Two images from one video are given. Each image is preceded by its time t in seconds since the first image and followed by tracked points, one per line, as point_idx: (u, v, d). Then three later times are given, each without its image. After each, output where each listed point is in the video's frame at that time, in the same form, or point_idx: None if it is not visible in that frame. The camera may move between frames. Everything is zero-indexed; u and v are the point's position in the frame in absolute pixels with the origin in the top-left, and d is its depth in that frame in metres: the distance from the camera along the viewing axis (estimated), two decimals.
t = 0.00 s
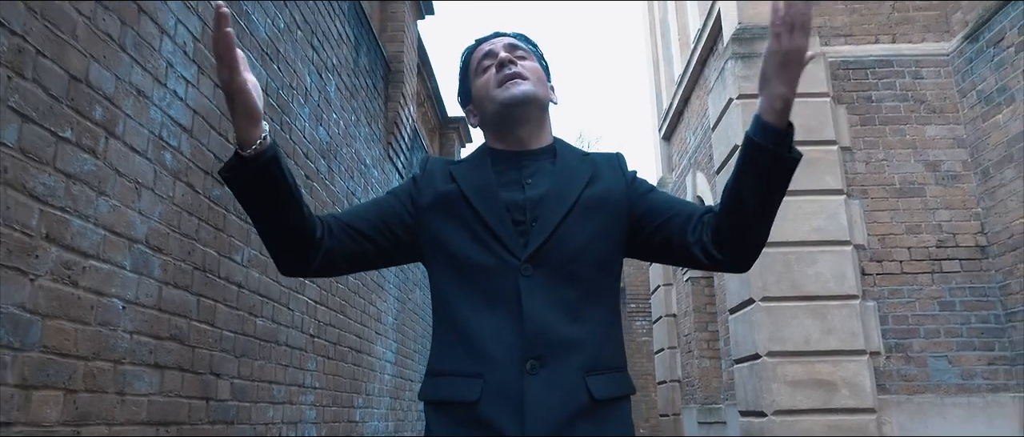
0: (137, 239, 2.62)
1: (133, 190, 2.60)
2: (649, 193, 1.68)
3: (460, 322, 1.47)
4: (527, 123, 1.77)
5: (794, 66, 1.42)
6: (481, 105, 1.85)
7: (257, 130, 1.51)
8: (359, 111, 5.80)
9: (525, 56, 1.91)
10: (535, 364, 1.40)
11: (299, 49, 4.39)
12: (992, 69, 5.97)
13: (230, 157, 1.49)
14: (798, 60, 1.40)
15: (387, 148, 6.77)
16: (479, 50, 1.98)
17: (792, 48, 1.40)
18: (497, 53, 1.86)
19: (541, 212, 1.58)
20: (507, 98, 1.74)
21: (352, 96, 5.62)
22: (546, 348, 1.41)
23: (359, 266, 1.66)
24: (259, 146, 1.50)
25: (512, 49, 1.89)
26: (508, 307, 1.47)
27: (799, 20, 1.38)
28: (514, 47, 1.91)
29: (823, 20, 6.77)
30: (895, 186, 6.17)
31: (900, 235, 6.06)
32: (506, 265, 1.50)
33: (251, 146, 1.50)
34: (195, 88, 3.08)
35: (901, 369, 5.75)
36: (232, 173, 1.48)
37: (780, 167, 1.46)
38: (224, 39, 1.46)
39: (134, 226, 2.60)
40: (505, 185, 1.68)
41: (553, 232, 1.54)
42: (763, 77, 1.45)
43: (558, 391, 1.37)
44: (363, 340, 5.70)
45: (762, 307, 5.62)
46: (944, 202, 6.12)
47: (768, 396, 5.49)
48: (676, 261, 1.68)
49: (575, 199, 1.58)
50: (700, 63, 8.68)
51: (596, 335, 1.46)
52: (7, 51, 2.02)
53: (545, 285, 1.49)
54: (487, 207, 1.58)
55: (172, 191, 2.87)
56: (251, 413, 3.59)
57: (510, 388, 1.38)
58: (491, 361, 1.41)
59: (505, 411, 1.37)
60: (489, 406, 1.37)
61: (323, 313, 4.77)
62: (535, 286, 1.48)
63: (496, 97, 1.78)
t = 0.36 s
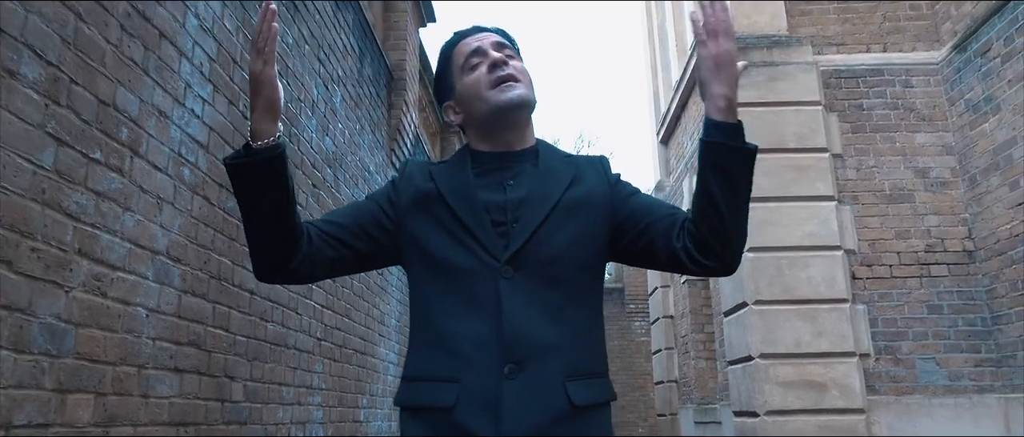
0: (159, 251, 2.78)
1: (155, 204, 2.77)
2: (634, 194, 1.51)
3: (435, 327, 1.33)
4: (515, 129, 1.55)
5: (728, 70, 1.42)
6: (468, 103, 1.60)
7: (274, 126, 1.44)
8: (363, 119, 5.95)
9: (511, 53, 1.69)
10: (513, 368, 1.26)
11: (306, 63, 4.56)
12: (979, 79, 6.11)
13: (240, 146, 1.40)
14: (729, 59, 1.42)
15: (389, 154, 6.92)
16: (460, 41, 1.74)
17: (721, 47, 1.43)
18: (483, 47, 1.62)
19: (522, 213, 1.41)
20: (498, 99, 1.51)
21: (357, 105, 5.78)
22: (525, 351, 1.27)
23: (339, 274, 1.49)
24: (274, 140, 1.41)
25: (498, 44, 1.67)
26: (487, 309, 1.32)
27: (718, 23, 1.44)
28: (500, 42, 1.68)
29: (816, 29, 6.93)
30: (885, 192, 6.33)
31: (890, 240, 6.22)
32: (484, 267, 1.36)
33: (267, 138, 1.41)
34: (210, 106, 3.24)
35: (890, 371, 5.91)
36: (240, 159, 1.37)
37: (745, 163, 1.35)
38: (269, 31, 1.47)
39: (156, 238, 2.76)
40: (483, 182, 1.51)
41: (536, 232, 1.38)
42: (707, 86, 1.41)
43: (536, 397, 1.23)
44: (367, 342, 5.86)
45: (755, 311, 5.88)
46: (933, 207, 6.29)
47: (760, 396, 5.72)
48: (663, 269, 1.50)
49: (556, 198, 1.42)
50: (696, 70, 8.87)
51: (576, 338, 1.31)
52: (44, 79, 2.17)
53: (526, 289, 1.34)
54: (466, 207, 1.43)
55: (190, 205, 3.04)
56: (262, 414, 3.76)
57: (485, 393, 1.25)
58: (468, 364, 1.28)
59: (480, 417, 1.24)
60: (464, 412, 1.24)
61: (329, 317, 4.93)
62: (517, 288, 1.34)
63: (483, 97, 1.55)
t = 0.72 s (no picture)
0: (181, 263, 2.98)
1: (177, 219, 2.96)
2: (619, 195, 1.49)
3: (406, 320, 1.31)
4: (495, 121, 1.53)
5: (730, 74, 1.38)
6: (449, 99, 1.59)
7: (250, 115, 1.35)
8: (367, 129, 6.15)
9: (498, 46, 1.66)
10: (483, 364, 1.25)
11: (314, 78, 4.76)
12: (965, 89, 6.28)
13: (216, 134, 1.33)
14: (735, 63, 1.37)
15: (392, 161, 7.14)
16: (450, 33, 1.72)
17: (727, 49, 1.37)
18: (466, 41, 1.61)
19: (501, 209, 1.39)
20: (476, 94, 1.49)
21: (361, 115, 5.98)
22: (497, 347, 1.25)
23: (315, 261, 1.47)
24: (250, 128, 1.33)
25: (484, 37, 1.65)
26: (460, 303, 1.30)
27: (725, 25, 1.39)
28: (487, 36, 1.66)
29: (808, 39, 7.13)
30: (873, 198, 6.53)
31: (878, 245, 6.42)
32: (461, 260, 1.33)
33: (242, 126, 1.34)
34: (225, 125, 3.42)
35: (878, 372, 6.11)
36: (213, 146, 1.30)
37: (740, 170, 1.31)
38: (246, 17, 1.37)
39: (178, 251, 2.96)
40: (464, 174, 1.49)
41: (515, 229, 1.36)
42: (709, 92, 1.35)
43: (505, 394, 1.22)
44: (372, 345, 6.07)
45: (747, 314, 6.07)
46: (920, 213, 6.48)
47: (752, 397, 5.90)
48: (644, 270, 1.49)
49: (539, 195, 1.40)
50: (693, 77, 9.05)
51: (548, 336, 1.28)
52: (81, 110, 2.36)
53: (501, 285, 1.31)
54: (446, 199, 1.41)
55: (210, 219, 3.24)
56: (274, 415, 3.96)
57: (454, 387, 1.24)
58: (440, 358, 1.26)
59: (449, 409, 1.22)
60: (435, 406, 1.22)
61: (336, 321, 5.13)
62: (492, 284, 1.31)
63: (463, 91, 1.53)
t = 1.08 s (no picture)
0: (193, 274, 3.15)
1: (190, 233, 3.13)
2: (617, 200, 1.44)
3: (403, 328, 1.25)
4: (491, 124, 1.50)
5: (740, 81, 1.30)
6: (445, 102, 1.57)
7: (241, 123, 1.29)
8: (368, 138, 6.32)
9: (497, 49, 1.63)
10: (486, 372, 1.19)
11: (318, 91, 4.93)
12: (950, 98, 6.43)
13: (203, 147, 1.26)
14: (745, 68, 1.28)
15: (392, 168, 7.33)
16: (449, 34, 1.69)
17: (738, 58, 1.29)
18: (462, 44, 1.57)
19: (500, 214, 1.34)
20: (469, 97, 1.46)
21: (363, 124, 6.15)
22: (499, 354, 1.19)
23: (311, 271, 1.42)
24: (240, 136, 1.27)
25: (482, 41, 1.62)
26: (460, 309, 1.24)
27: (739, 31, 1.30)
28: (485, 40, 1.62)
29: (799, 48, 7.29)
30: (862, 204, 6.70)
31: (867, 250, 6.59)
32: (458, 265, 1.28)
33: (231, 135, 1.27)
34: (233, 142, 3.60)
35: (866, 374, 6.28)
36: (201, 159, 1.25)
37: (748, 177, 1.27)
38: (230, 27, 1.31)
39: (191, 263, 3.13)
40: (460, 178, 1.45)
41: (514, 234, 1.32)
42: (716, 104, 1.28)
43: (509, 404, 1.15)
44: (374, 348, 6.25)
45: (738, 317, 6.23)
46: (908, 219, 6.65)
47: (743, 398, 6.06)
48: (642, 277, 1.44)
49: (538, 198, 1.36)
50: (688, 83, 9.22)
51: (553, 343, 1.23)
52: (104, 134, 2.54)
53: (501, 291, 1.25)
54: (443, 203, 1.36)
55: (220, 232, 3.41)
56: (281, 416, 4.14)
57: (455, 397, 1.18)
58: (440, 367, 1.20)
59: (453, 419, 1.16)
60: (438, 416, 1.17)
61: (339, 325, 5.31)
62: (492, 291, 1.25)
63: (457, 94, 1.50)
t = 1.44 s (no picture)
0: (204, 282, 3.30)
1: (201, 244, 3.30)
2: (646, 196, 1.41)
3: (433, 327, 1.26)
4: (516, 128, 1.46)
5: (783, 76, 1.24)
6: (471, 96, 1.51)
7: (263, 139, 1.27)
8: (370, 145, 6.47)
9: (526, 42, 1.55)
10: (517, 372, 1.20)
11: (321, 102, 5.10)
12: (938, 105, 6.58)
13: (225, 167, 1.23)
14: (786, 64, 1.24)
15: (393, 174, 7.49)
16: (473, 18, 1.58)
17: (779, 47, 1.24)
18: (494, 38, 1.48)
19: (527, 207, 1.34)
20: (505, 104, 1.40)
21: (364, 132, 6.30)
22: (530, 353, 1.20)
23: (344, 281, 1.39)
24: (266, 155, 1.25)
25: (512, 33, 1.52)
26: (489, 306, 1.25)
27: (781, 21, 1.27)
28: (515, 32, 1.54)
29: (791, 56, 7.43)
30: (852, 209, 6.84)
31: (857, 253, 6.74)
32: (485, 263, 1.28)
33: (256, 153, 1.25)
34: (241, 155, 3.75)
35: (855, 375, 6.44)
36: (229, 180, 1.22)
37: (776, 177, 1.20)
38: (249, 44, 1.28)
39: (202, 273, 3.29)
40: (485, 176, 1.44)
41: (541, 228, 1.30)
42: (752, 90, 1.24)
43: (540, 402, 1.17)
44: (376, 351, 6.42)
45: (732, 320, 6.28)
46: (897, 223, 6.81)
47: (736, 399, 6.05)
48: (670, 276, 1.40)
49: (561, 193, 1.34)
50: (683, 88, 9.36)
51: (584, 341, 1.23)
52: (122, 154, 2.70)
53: (531, 287, 1.26)
54: (469, 201, 1.35)
55: (229, 242, 3.57)
56: (287, 417, 4.30)
57: (484, 396, 1.19)
58: (468, 366, 1.21)
59: (486, 421, 1.18)
60: (468, 418, 1.18)
61: (342, 328, 5.48)
62: (521, 290, 1.26)
63: (490, 97, 1.43)
